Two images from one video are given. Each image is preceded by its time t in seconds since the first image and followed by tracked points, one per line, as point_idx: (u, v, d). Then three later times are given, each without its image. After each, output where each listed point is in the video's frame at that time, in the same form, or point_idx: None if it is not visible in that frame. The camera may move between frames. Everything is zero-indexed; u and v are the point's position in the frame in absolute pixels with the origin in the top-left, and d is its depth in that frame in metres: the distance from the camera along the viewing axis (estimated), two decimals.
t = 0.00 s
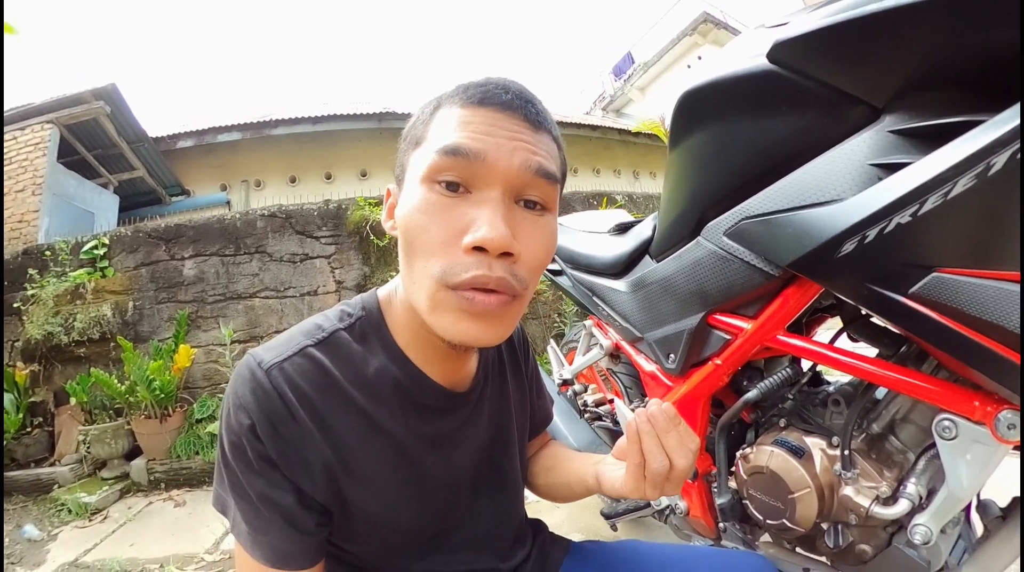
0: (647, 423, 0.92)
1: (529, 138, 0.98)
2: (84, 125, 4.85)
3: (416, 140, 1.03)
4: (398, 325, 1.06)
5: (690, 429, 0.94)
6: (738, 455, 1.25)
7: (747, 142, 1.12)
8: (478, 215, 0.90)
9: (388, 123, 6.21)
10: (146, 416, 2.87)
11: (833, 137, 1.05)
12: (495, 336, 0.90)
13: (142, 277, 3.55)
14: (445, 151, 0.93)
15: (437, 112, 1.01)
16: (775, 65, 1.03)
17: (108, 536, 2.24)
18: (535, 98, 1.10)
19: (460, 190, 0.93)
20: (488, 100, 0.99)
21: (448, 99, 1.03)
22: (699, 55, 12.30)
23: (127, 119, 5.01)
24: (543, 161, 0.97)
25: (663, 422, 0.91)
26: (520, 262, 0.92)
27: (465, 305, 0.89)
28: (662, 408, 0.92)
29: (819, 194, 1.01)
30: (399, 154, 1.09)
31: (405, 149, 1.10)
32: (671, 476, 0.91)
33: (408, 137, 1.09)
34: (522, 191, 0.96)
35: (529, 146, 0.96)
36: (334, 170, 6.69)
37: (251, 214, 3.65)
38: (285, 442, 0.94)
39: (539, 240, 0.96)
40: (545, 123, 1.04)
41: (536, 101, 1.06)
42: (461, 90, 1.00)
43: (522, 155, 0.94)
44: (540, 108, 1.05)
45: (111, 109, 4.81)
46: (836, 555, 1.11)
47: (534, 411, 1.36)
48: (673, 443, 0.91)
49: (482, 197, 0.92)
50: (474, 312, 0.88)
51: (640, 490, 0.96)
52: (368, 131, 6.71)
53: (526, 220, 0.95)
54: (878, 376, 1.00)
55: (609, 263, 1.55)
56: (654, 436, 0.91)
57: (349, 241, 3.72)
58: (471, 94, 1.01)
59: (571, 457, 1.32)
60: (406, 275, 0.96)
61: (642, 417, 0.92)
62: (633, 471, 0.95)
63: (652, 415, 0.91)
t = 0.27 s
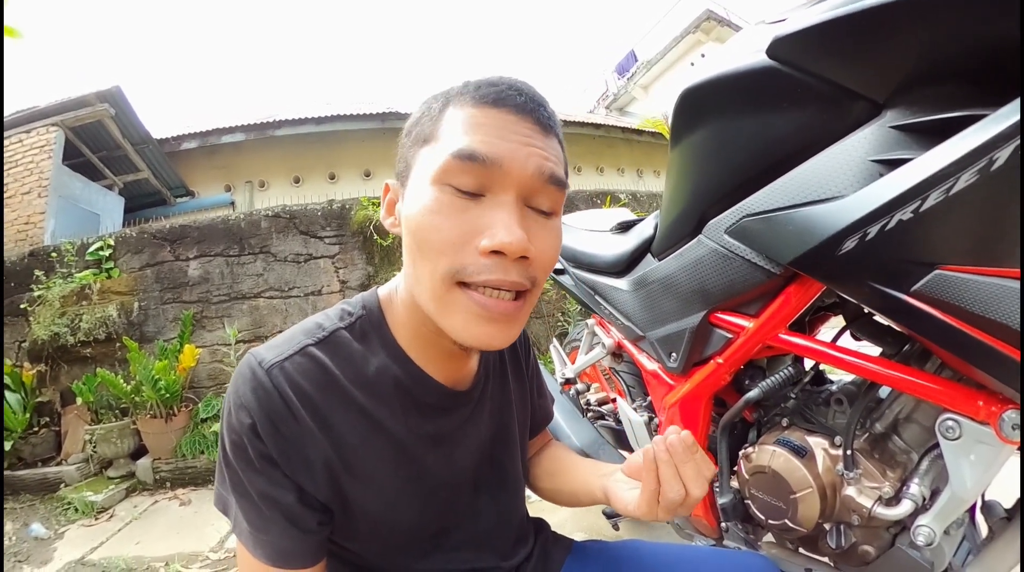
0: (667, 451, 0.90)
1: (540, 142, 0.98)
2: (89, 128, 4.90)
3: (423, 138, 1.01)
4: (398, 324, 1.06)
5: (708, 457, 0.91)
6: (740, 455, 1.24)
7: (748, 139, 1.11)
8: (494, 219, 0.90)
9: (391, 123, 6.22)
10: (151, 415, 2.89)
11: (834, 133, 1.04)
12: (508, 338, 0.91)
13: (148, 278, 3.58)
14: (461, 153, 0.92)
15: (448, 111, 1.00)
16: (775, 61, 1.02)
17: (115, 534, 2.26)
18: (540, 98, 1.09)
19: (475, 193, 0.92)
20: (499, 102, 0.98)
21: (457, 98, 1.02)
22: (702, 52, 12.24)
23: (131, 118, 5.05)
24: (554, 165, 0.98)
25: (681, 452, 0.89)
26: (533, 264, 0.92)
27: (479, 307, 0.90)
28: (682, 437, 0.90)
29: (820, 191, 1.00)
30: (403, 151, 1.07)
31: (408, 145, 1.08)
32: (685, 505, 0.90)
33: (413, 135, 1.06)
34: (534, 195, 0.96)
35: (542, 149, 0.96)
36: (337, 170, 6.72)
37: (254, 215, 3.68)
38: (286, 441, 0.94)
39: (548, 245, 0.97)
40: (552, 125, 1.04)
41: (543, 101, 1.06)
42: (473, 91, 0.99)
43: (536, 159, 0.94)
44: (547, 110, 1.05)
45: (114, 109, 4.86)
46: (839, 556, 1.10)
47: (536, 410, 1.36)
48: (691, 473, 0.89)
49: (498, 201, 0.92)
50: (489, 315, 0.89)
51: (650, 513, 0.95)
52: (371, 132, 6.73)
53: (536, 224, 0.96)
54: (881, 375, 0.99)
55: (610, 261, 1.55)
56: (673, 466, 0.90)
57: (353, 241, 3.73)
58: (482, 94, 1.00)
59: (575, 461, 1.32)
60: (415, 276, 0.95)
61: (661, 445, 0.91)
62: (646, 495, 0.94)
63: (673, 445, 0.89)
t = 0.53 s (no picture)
0: (667, 408, 0.93)
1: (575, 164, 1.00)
2: (94, 136, 4.96)
3: (459, 155, 0.94)
4: (400, 331, 1.06)
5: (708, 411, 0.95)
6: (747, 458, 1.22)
7: (753, 138, 1.10)
8: (556, 251, 0.92)
9: (394, 127, 6.24)
10: (157, 421, 2.90)
11: (840, 130, 1.02)
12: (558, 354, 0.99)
13: (152, 285, 3.60)
14: (526, 187, 0.89)
15: (491, 130, 0.93)
16: (779, 57, 1.01)
17: (120, 540, 2.27)
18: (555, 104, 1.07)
19: (535, 224, 0.92)
20: (539, 124, 0.97)
21: (494, 114, 0.95)
22: (705, 53, 12.20)
23: (134, 126, 5.09)
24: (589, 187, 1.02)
25: (681, 407, 0.93)
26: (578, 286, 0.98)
27: (538, 332, 0.94)
28: (679, 393, 0.93)
29: (827, 189, 0.98)
30: (425, 162, 0.98)
31: (425, 154, 0.99)
32: (693, 459, 0.93)
33: (435, 147, 0.98)
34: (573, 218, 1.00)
35: (582, 175, 0.99)
36: (341, 175, 6.74)
37: (258, 220, 3.70)
38: (283, 451, 0.94)
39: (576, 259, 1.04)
40: (577, 140, 1.05)
41: (565, 114, 1.05)
42: (519, 112, 0.94)
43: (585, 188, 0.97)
44: (571, 122, 1.05)
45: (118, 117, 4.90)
46: (849, 561, 1.08)
47: (537, 415, 1.34)
48: (693, 425, 0.92)
49: (556, 232, 0.93)
50: (545, 336, 0.94)
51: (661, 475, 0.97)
52: (374, 136, 6.75)
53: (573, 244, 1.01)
54: (891, 377, 0.97)
55: (614, 264, 1.53)
56: (675, 422, 0.93)
57: (356, 245, 3.74)
58: (527, 115, 0.96)
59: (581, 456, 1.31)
60: (466, 305, 0.93)
61: (660, 404, 0.94)
62: (655, 457, 0.96)
63: (671, 400, 0.93)
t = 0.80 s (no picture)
0: (695, 421, 0.91)
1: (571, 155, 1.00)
2: (97, 137, 5.03)
3: (462, 148, 0.92)
4: (394, 323, 1.05)
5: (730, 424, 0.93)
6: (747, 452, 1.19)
7: (746, 125, 1.08)
8: (557, 242, 0.92)
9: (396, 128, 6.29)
10: (160, 419, 2.93)
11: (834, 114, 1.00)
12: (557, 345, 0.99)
13: (155, 284, 3.66)
14: (530, 180, 0.89)
15: (493, 123, 0.92)
16: (769, 44, 1.00)
17: (124, 537, 2.30)
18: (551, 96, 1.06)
19: (537, 217, 0.92)
20: (538, 116, 0.96)
21: (496, 106, 0.94)
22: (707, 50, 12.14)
23: (137, 127, 5.16)
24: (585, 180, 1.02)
25: (708, 420, 0.90)
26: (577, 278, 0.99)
27: (537, 323, 0.95)
28: (707, 406, 0.91)
29: (820, 174, 0.96)
30: (426, 154, 0.96)
31: (424, 146, 0.97)
32: (712, 472, 0.92)
33: (435, 140, 0.96)
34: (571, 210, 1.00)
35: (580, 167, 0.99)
36: (343, 176, 6.79)
37: (261, 220, 3.74)
38: (277, 441, 0.93)
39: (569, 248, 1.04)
40: (574, 132, 1.05)
41: (561, 106, 1.04)
42: (521, 105, 0.93)
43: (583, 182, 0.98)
44: (569, 116, 1.05)
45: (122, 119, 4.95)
46: (850, 556, 1.06)
47: (535, 407, 1.34)
48: (718, 439, 0.90)
49: (557, 225, 0.93)
50: (544, 324, 0.95)
51: (678, 484, 0.95)
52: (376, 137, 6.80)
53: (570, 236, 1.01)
54: (891, 365, 0.94)
55: (611, 257, 1.51)
56: (701, 435, 0.90)
57: (359, 244, 3.79)
58: (528, 108, 0.96)
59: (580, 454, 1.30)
60: (469, 298, 0.92)
61: (688, 415, 0.91)
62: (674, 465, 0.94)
63: (701, 415, 0.90)
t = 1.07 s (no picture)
0: (689, 386, 0.96)
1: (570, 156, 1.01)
2: (100, 142, 5.06)
3: (466, 150, 0.93)
4: (397, 327, 1.05)
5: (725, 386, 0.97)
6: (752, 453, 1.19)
7: (750, 126, 1.07)
8: (561, 241, 0.93)
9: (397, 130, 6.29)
10: (165, 423, 2.94)
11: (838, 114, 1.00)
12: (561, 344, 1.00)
13: (158, 288, 3.69)
14: (535, 181, 0.90)
15: (497, 125, 0.93)
16: (774, 43, 0.99)
17: (130, 541, 2.30)
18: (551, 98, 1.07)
19: (541, 218, 0.92)
20: (540, 118, 0.97)
21: (499, 108, 0.95)
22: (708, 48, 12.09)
23: (139, 131, 5.15)
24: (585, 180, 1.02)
25: (701, 382, 0.95)
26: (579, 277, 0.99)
27: (543, 323, 0.95)
28: (698, 368, 0.95)
29: (825, 174, 0.95)
30: (429, 156, 0.96)
31: (427, 148, 0.97)
32: (715, 432, 0.96)
33: (438, 141, 0.97)
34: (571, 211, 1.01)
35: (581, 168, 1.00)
36: (345, 178, 6.79)
37: (263, 223, 3.76)
38: (280, 447, 0.94)
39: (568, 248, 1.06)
40: (574, 134, 1.05)
41: (561, 109, 1.05)
42: (523, 107, 0.94)
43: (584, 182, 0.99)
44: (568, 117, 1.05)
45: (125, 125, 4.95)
46: (857, 557, 1.05)
47: (538, 409, 1.34)
48: (714, 399, 0.94)
49: (560, 225, 0.94)
50: (549, 324, 0.95)
51: (685, 451, 0.99)
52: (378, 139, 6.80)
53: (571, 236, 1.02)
54: (898, 367, 0.93)
55: (616, 258, 1.51)
56: (698, 398, 0.95)
57: (361, 247, 3.80)
58: (530, 109, 0.96)
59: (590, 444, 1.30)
60: (475, 299, 0.92)
61: (682, 381, 0.96)
62: (679, 433, 0.98)
63: (694, 378, 0.95)
